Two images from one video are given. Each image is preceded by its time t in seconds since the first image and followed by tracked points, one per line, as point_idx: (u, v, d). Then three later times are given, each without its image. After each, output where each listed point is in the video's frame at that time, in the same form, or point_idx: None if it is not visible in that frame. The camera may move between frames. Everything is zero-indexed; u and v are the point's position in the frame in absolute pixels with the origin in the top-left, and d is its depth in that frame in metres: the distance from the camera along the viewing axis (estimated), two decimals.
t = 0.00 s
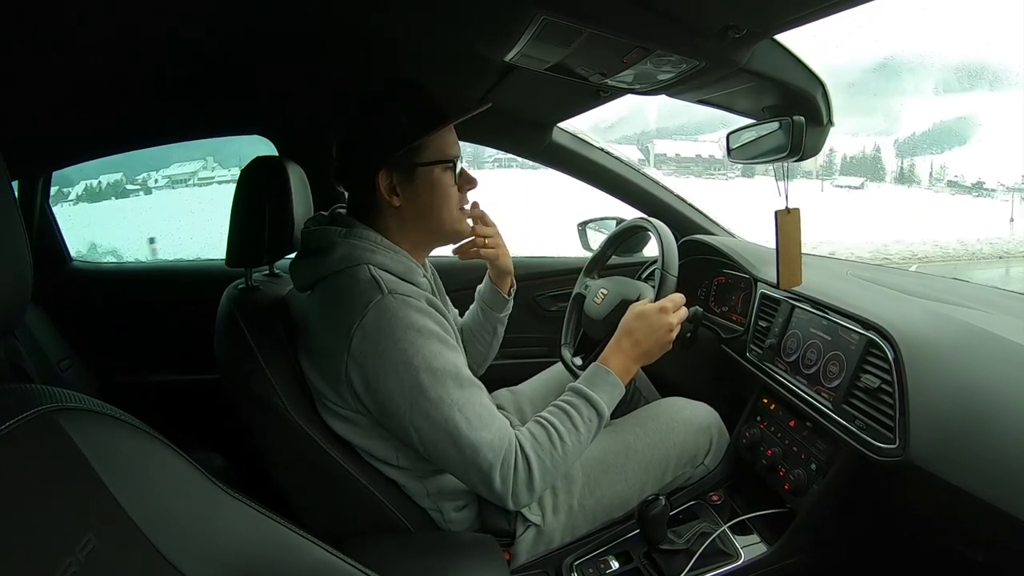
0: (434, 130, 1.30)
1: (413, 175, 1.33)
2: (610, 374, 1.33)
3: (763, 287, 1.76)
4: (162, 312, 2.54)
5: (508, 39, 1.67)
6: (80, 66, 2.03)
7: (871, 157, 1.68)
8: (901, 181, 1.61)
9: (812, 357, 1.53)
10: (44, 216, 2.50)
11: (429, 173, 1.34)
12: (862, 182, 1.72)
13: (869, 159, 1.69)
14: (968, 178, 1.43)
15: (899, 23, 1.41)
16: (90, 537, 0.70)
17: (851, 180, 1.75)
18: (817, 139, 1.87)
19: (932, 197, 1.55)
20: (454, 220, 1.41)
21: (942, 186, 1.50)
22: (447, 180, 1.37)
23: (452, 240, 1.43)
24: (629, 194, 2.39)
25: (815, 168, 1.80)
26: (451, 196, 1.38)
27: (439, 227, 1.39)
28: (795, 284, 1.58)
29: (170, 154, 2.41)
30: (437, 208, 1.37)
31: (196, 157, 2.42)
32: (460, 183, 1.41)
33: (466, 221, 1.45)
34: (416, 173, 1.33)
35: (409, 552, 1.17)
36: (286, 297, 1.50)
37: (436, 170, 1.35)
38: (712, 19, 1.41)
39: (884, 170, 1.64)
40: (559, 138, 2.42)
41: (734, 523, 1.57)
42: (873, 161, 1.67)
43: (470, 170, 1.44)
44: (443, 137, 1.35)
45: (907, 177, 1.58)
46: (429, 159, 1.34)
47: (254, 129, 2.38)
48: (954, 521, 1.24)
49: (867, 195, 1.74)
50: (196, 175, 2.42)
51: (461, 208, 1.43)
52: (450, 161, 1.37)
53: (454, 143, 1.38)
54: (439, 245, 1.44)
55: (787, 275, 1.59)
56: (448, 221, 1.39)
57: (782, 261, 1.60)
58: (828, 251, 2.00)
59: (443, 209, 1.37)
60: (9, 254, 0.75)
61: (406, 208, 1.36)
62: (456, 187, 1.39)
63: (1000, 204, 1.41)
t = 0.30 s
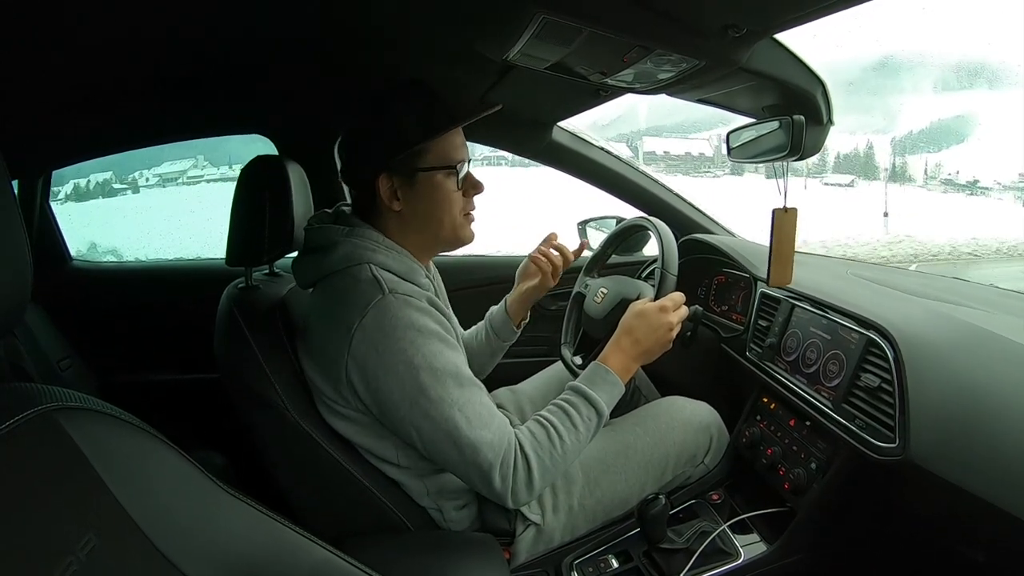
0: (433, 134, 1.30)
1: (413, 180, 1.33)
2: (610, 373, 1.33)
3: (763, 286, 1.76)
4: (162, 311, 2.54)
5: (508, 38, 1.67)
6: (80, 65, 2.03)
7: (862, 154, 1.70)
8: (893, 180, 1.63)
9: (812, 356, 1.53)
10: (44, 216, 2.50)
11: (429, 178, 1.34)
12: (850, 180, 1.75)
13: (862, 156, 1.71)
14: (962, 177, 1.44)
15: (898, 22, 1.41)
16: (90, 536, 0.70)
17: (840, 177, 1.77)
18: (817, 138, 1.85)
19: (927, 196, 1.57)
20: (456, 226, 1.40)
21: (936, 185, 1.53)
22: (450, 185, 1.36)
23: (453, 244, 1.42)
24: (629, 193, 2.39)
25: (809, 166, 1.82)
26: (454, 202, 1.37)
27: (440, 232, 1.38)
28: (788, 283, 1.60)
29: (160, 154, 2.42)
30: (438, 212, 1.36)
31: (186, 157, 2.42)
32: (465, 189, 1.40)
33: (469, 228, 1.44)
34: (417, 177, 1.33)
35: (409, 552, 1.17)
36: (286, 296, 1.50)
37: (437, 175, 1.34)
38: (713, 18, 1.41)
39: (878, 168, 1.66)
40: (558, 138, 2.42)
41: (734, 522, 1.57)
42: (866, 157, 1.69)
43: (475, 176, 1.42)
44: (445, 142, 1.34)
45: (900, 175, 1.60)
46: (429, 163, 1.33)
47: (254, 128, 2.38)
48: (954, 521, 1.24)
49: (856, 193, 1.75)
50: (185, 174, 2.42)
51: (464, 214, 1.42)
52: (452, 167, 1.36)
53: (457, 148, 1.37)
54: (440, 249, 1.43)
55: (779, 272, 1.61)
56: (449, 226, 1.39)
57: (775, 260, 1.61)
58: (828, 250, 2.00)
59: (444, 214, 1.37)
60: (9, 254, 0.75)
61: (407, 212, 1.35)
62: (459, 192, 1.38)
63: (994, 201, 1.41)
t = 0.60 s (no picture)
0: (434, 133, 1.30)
1: (412, 177, 1.33)
2: (607, 368, 1.33)
3: (762, 284, 1.76)
4: (162, 309, 2.54)
5: (508, 36, 1.67)
6: (79, 62, 2.03)
7: (853, 154, 1.76)
8: (888, 179, 1.62)
9: (811, 354, 1.53)
10: (43, 213, 2.49)
11: (428, 176, 1.33)
12: (841, 179, 1.77)
13: (854, 156, 1.75)
14: (956, 176, 1.44)
15: (899, 20, 1.40)
16: (90, 534, 0.70)
17: (828, 177, 1.79)
18: (817, 138, 1.87)
19: (919, 193, 1.57)
20: (454, 226, 1.39)
21: (929, 182, 1.51)
22: (449, 185, 1.35)
23: (452, 245, 1.42)
24: (629, 190, 2.39)
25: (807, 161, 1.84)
26: (452, 203, 1.36)
27: (437, 232, 1.38)
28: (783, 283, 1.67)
29: (151, 154, 2.42)
30: (435, 211, 1.35)
31: (176, 157, 2.43)
32: (466, 190, 1.39)
33: (469, 229, 1.43)
34: (416, 175, 1.33)
35: (410, 550, 1.17)
36: (285, 293, 1.50)
37: (436, 174, 1.33)
38: (713, 16, 1.41)
39: (870, 166, 1.67)
40: (559, 135, 2.42)
41: (733, 519, 1.57)
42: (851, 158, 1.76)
43: (478, 179, 1.41)
44: (448, 141, 1.33)
45: (892, 175, 1.60)
46: (429, 162, 1.33)
47: (254, 125, 2.37)
48: (953, 518, 1.25)
49: (845, 192, 1.78)
50: (175, 174, 2.43)
51: (464, 215, 1.41)
52: (452, 167, 1.35)
53: (461, 149, 1.36)
54: (439, 249, 1.42)
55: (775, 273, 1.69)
56: (446, 226, 1.38)
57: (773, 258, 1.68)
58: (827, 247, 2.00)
59: (442, 213, 1.36)
60: (8, 253, 0.75)
61: (405, 208, 1.36)
62: (459, 193, 1.37)
63: (988, 200, 1.40)
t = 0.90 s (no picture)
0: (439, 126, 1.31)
1: (417, 173, 1.33)
2: (610, 366, 1.33)
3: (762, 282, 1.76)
4: (161, 306, 2.54)
5: (508, 34, 1.67)
6: (78, 59, 2.02)
7: (846, 154, 1.82)
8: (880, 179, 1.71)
9: (810, 353, 1.54)
10: (42, 211, 2.49)
11: (433, 171, 1.33)
12: (830, 178, 1.84)
13: (847, 157, 1.82)
14: (950, 176, 1.49)
15: (899, 21, 1.40)
16: (90, 532, 0.70)
17: (817, 176, 1.85)
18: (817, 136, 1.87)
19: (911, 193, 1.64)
20: (459, 221, 1.39)
21: (923, 182, 1.57)
22: (454, 179, 1.36)
23: (457, 240, 1.41)
24: (629, 189, 2.39)
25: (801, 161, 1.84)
26: (457, 197, 1.37)
27: (442, 227, 1.38)
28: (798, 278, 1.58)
29: (144, 153, 2.41)
30: (441, 206, 1.35)
31: (167, 158, 2.42)
32: (468, 184, 1.40)
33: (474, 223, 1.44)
34: (421, 171, 1.33)
35: (409, 548, 1.17)
36: (285, 291, 1.50)
37: (441, 168, 1.34)
38: (714, 15, 1.41)
39: (861, 164, 1.75)
40: (559, 134, 2.42)
41: (732, 518, 1.57)
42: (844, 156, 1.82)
43: (478, 172, 1.42)
44: (451, 135, 1.34)
45: (883, 174, 1.69)
46: (434, 156, 1.33)
47: (253, 123, 2.37)
48: (951, 517, 1.25)
49: (834, 192, 1.83)
50: (165, 176, 2.43)
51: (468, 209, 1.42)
52: (456, 161, 1.36)
53: (462, 143, 1.37)
54: (443, 244, 1.42)
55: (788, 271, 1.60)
56: (452, 220, 1.38)
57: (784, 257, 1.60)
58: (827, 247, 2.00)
59: (448, 208, 1.36)
60: (8, 251, 0.75)
61: (410, 204, 1.35)
62: (462, 186, 1.38)
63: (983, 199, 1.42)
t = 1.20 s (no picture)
0: (441, 124, 1.31)
1: (418, 169, 1.33)
2: (609, 366, 1.33)
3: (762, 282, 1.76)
4: (161, 305, 2.54)
5: (508, 34, 1.67)
6: (79, 58, 2.02)
7: (839, 153, 1.86)
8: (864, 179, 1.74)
9: (810, 352, 1.54)
10: (42, 211, 2.48)
11: (434, 168, 1.34)
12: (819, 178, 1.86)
13: (839, 155, 1.86)
14: (943, 175, 1.49)
15: (898, 21, 1.41)
16: (90, 532, 0.70)
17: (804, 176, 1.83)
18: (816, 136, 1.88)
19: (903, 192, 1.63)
20: (456, 216, 1.40)
21: (916, 182, 1.57)
22: (453, 176, 1.37)
23: (453, 235, 1.42)
24: (628, 189, 2.39)
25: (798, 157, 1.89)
26: (456, 193, 1.38)
27: (443, 224, 1.38)
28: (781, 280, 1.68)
29: (141, 153, 2.41)
30: (441, 203, 1.36)
31: (158, 161, 2.42)
32: (464, 180, 1.41)
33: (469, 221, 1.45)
34: (421, 168, 1.33)
35: (408, 548, 1.17)
36: (284, 290, 1.50)
37: (441, 165, 1.35)
38: (714, 14, 1.40)
39: (852, 166, 1.79)
40: (558, 134, 2.42)
41: (732, 517, 1.57)
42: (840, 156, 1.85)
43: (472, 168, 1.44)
44: (451, 132, 1.35)
45: (874, 173, 1.70)
46: (434, 153, 1.34)
47: (254, 123, 2.37)
48: (951, 516, 1.25)
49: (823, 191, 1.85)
50: (156, 179, 2.43)
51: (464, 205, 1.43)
52: (456, 157, 1.37)
53: (460, 140, 1.38)
54: (440, 240, 1.43)
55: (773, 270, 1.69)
56: (452, 217, 1.39)
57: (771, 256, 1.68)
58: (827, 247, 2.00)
59: (447, 204, 1.37)
60: (8, 250, 0.75)
61: (411, 201, 1.35)
62: (460, 183, 1.39)
63: (976, 199, 1.42)
